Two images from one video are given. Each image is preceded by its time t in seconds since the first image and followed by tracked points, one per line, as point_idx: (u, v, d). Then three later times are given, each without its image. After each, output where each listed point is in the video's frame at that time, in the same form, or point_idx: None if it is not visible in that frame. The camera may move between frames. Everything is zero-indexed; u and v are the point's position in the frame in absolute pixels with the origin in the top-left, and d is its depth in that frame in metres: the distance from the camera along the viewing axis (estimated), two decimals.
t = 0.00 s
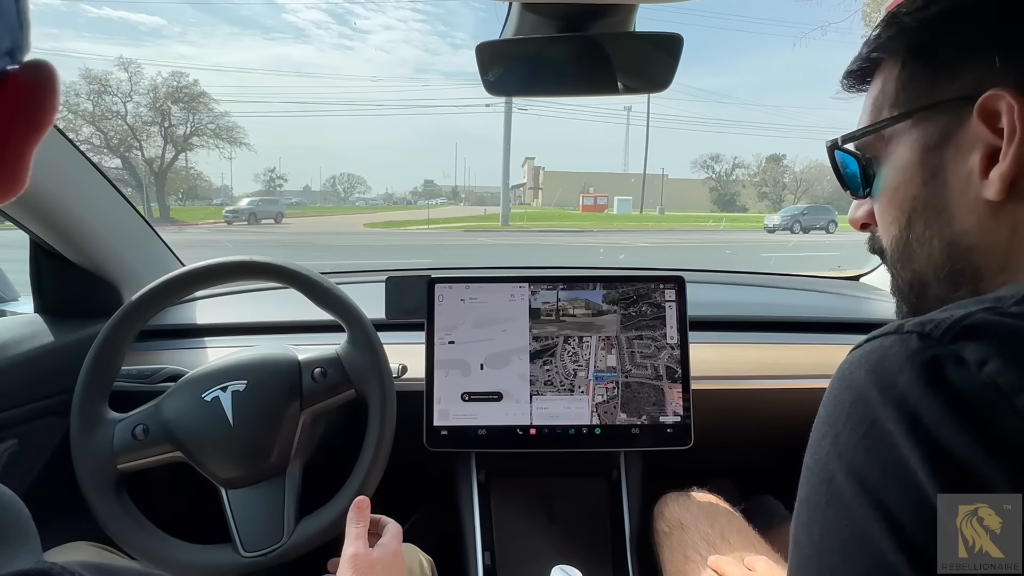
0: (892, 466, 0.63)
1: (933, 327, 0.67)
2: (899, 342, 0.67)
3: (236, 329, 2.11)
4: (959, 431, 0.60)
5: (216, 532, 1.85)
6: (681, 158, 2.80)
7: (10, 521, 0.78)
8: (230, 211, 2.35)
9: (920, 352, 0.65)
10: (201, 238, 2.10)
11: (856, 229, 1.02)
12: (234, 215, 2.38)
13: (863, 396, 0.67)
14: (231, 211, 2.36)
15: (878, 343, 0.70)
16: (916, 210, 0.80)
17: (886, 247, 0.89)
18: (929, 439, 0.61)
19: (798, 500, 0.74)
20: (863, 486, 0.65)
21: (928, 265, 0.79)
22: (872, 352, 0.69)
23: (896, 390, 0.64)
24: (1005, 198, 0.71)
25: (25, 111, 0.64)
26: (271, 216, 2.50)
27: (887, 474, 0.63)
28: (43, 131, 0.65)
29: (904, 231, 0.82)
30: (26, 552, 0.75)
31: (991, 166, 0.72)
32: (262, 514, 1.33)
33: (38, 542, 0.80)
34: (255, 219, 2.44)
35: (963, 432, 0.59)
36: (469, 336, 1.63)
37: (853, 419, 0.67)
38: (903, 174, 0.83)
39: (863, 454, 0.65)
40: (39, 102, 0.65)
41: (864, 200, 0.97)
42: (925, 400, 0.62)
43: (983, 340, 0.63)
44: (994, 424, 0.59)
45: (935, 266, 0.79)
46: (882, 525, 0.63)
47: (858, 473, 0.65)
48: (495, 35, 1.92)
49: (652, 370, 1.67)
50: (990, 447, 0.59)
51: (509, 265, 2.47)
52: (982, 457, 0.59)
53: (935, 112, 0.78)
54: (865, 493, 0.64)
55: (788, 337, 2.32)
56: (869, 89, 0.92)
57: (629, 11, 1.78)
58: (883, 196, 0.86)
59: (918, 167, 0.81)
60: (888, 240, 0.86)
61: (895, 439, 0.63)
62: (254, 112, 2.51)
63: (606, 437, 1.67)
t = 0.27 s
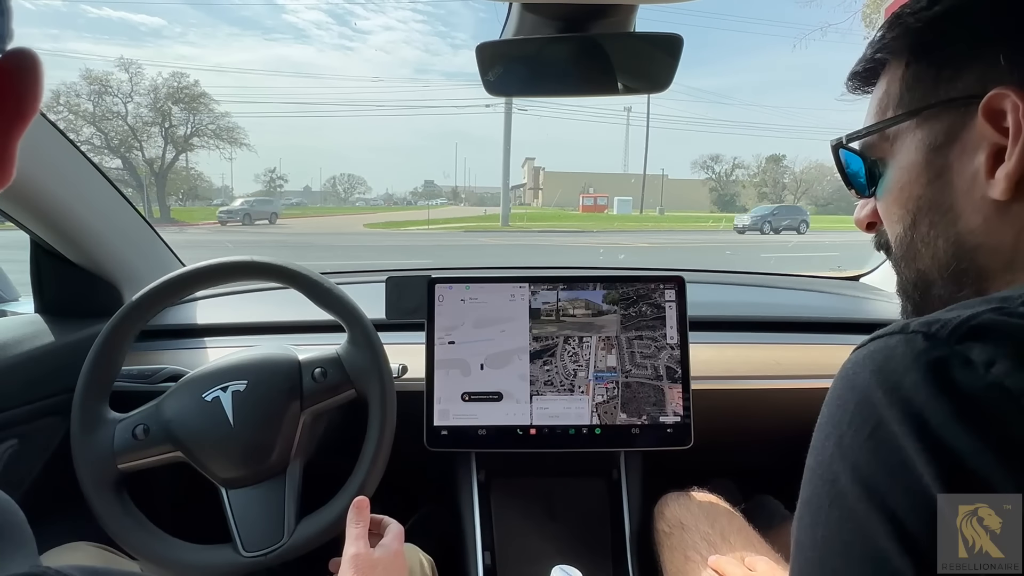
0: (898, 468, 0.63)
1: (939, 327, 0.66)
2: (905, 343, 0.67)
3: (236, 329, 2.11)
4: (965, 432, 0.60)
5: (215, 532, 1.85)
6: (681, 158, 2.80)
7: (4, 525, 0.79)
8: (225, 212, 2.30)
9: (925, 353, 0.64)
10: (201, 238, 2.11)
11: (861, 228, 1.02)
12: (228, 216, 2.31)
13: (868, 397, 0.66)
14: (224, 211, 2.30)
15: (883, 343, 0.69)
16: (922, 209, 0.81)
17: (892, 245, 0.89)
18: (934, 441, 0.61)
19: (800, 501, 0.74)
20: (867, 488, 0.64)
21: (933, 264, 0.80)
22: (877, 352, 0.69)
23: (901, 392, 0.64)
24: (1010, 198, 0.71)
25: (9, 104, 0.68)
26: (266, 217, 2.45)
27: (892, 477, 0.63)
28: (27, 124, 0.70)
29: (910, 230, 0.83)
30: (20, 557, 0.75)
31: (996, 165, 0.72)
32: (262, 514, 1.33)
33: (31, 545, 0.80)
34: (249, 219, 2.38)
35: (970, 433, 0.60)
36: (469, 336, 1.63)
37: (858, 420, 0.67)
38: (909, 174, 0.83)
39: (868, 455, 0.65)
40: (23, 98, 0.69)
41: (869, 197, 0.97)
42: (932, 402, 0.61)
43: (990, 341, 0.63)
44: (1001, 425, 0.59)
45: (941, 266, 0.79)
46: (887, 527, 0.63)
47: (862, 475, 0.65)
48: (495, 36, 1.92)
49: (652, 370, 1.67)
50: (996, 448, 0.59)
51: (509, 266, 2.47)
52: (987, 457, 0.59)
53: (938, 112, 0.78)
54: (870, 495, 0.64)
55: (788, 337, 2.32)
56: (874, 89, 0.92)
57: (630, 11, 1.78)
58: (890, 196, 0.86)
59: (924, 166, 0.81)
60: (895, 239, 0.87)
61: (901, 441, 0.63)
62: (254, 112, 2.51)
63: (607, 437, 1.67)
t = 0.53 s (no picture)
0: (892, 467, 0.63)
1: (934, 327, 0.66)
2: (899, 342, 0.67)
3: (236, 329, 2.11)
4: (961, 433, 0.60)
5: (216, 532, 1.85)
6: (681, 159, 2.80)
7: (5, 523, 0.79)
8: (219, 212, 2.29)
9: (920, 352, 0.65)
10: (201, 238, 2.11)
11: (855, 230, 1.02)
12: (222, 215, 2.29)
13: (863, 397, 0.67)
14: (218, 211, 2.28)
15: (878, 342, 0.70)
16: (920, 210, 0.81)
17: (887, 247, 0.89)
18: (930, 440, 0.61)
19: (797, 500, 0.74)
20: (863, 487, 0.64)
21: (931, 265, 0.80)
22: (872, 351, 0.69)
23: (895, 391, 0.64)
24: (1008, 198, 0.71)
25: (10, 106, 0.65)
26: (260, 218, 2.44)
27: (887, 475, 0.63)
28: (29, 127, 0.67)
29: (907, 231, 0.83)
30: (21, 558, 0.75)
31: (994, 166, 0.72)
32: (261, 514, 1.33)
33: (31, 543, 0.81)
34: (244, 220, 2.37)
35: (966, 434, 0.60)
36: (470, 336, 1.63)
37: (853, 419, 0.67)
38: (906, 175, 0.83)
39: (863, 454, 0.65)
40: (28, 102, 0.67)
41: (865, 200, 0.97)
42: (926, 401, 0.62)
43: (985, 340, 0.63)
44: (998, 426, 0.59)
45: (939, 267, 0.79)
46: (882, 526, 0.63)
47: (858, 474, 0.65)
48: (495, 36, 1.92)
49: (652, 370, 1.67)
50: (993, 448, 0.59)
51: (509, 266, 2.47)
52: (985, 458, 0.59)
53: (936, 113, 0.78)
54: (865, 494, 0.64)
55: (788, 337, 2.32)
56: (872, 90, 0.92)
57: (630, 11, 1.78)
58: (887, 197, 0.86)
59: (921, 167, 0.81)
60: (891, 240, 0.87)
61: (896, 440, 0.63)
62: (254, 112, 2.51)
63: (606, 437, 1.67)
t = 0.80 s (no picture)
0: (894, 467, 0.63)
1: (936, 327, 0.66)
2: (901, 342, 0.67)
3: (236, 329, 2.11)
4: (965, 434, 0.60)
5: (216, 533, 1.85)
6: (681, 159, 2.80)
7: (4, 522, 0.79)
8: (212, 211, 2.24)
9: (922, 352, 0.65)
10: (201, 238, 2.10)
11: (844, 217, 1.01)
12: (217, 215, 2.25)
13: (865, 397, 0.67)
14: (212, 211, 2.24)
15: (880, 343, 0.70)
16: (929, 200, 0.79)
17: (880, 238, 0.88)
18: (932, 440, 0.61)
19: (798, 500, 0.74)
20: (865, 487, 0.64)
21: (935, 258, 0.79)
22: (874, 351, 0.69)
23: (898, 391, 0.64)
24: None
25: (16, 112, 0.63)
26: (255, 219, 2.39)
27: (889, 475, 0.63)
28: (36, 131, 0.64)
29: (912, 221, 0.82)
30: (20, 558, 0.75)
31: (1016, 159, 0.72)
32: (261, 514, 1.33)
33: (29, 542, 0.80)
34: (239, 219, 2.32)
35: (970, 435, 0.59)
36: (469, 336, 1.63)
37: (855, 420, 0.67)
38: (915, 162, 0.81)
39: (865, 454, 0.65)
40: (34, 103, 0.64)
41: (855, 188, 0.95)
42: (929, 401, 0.61)
43: (988, 340, 0.63)
44: (1001, 427, 0.59)
45: (943, 260, 0.79)
46: (884, 527, 0.63)
47: (860, 474, 0.65)
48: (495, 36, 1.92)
49: (652, 370, 1.67)
50: (997, 449, 0.59)
51: (509, 265, 2.47)
52: (987, 457, 0.59)
53: (955, 102, 0.77)
54: (868, 495, 0.64)
55: (788, 337, 2.33)
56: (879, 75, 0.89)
57: (630, 11, 1.78)
58: (891, 184, 0.85)
59: (934, 154, 0.79)
60: (889, 230, 0.86)
61: (898, 440, 0.63)
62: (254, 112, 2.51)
63: (606, 437, 1.67)
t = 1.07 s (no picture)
0: (902, 468, 0.63)
1: (943, 327, 0.66)
2: (908, 342, 0.67)
3: (236, 329, 2.11)
4: (974, 435, 0.60)
5: (216, 533, 1.85)
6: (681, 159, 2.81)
7: (5, 521, 0.79)
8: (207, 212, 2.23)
9: (930, 352, 0.64)
10: (201, 238, 2.10)
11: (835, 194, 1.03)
12: (213, 215, 2.25)
13: (872, 398, 0.67)
14: (208, 211, 2.24)
15: (885, 343, 0.70)
16: (941, 182, 0.79)
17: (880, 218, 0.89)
18: (940, 440, 0.61)
19: (802, 501, 0.74)
20: (872, 487, 0.64)
21: (940, 241, 0.80)
22: (880, 352, 0.69)
23: (906, 391, 0.64)
24: None
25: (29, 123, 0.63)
26: (251, 219, 2.39)
27: (896, 476, 0.63)
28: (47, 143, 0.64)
29: (921, 201, 0.82)
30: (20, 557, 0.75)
31: None
32: (261, 514, 1.33)
33: (30, 542, 0.80)
34: (236, 220, 2.32)
35: (978, 435, 0.59)
36: (470, 336, 1.63)
37: (861, 420, 0.67)
38: (931, 142, 0.80)
39: (873, 456, 0.65)
40: (47, 117, 0.64)
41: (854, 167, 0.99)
42: (937, 401, 0.61)
43: (996, 340, 0.63)
44: (1009, 427, 0.59)
45: (948, 244, 0.79)
46: (891, 528, 0.63)
47: (866, 476, 0.65)
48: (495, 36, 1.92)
49: (652, 370, 1.67)
50: (1004, 450, 0.59)
51: (509, 265, 2.47)
52: (995, 458, 0.59)
53: (982, 83, 0.76)
54: (875, 496, 0.64)
55: (788, 337, 2.33)
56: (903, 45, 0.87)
57: (630, 11, 1.78)
58: (903, 162, 0.84)
59: (957, 135, 0.78)
60: (892, 209, 0.86)
61: (905, 440, 0.63)
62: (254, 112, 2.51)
63: (606, 437, 1.67)
